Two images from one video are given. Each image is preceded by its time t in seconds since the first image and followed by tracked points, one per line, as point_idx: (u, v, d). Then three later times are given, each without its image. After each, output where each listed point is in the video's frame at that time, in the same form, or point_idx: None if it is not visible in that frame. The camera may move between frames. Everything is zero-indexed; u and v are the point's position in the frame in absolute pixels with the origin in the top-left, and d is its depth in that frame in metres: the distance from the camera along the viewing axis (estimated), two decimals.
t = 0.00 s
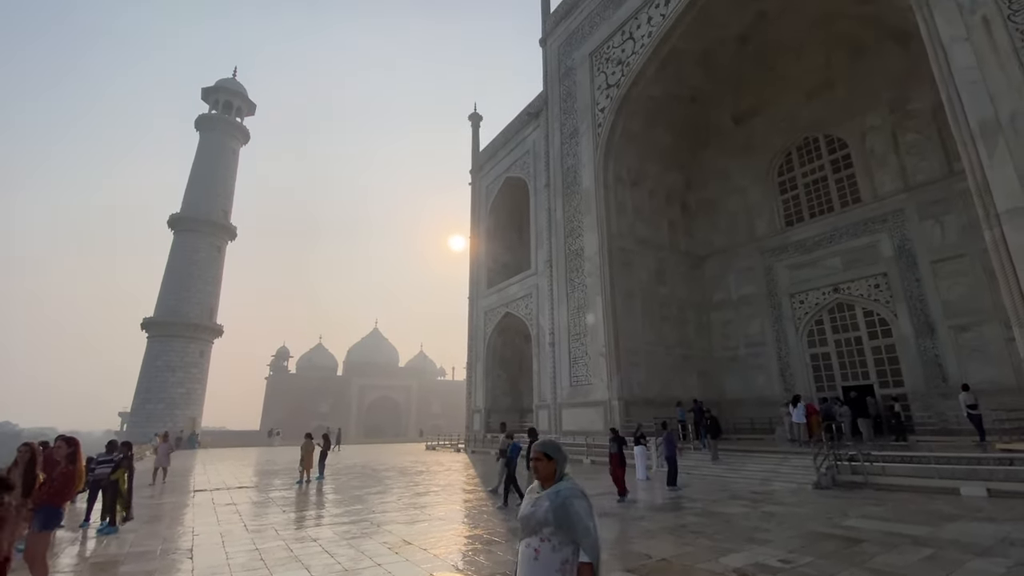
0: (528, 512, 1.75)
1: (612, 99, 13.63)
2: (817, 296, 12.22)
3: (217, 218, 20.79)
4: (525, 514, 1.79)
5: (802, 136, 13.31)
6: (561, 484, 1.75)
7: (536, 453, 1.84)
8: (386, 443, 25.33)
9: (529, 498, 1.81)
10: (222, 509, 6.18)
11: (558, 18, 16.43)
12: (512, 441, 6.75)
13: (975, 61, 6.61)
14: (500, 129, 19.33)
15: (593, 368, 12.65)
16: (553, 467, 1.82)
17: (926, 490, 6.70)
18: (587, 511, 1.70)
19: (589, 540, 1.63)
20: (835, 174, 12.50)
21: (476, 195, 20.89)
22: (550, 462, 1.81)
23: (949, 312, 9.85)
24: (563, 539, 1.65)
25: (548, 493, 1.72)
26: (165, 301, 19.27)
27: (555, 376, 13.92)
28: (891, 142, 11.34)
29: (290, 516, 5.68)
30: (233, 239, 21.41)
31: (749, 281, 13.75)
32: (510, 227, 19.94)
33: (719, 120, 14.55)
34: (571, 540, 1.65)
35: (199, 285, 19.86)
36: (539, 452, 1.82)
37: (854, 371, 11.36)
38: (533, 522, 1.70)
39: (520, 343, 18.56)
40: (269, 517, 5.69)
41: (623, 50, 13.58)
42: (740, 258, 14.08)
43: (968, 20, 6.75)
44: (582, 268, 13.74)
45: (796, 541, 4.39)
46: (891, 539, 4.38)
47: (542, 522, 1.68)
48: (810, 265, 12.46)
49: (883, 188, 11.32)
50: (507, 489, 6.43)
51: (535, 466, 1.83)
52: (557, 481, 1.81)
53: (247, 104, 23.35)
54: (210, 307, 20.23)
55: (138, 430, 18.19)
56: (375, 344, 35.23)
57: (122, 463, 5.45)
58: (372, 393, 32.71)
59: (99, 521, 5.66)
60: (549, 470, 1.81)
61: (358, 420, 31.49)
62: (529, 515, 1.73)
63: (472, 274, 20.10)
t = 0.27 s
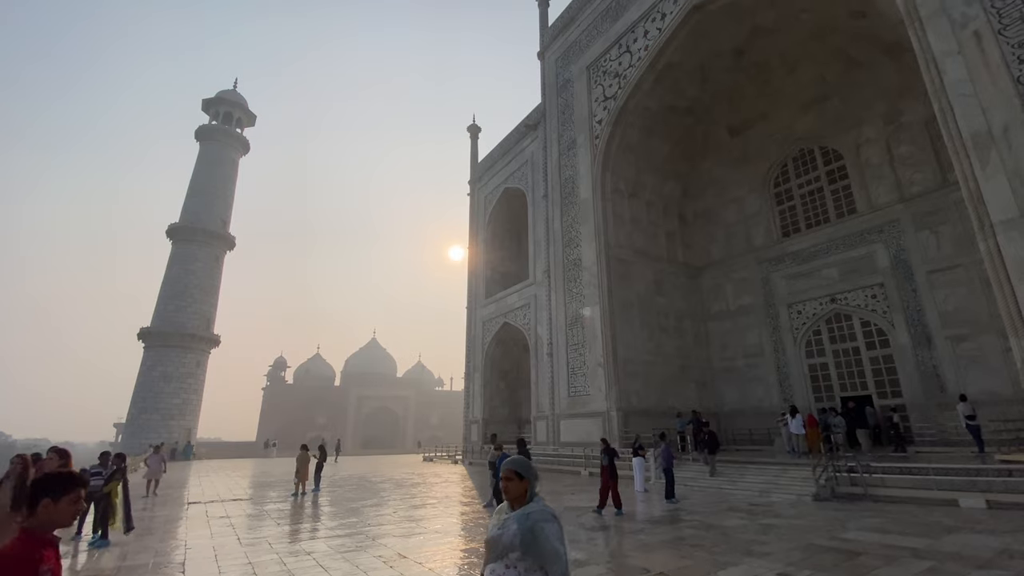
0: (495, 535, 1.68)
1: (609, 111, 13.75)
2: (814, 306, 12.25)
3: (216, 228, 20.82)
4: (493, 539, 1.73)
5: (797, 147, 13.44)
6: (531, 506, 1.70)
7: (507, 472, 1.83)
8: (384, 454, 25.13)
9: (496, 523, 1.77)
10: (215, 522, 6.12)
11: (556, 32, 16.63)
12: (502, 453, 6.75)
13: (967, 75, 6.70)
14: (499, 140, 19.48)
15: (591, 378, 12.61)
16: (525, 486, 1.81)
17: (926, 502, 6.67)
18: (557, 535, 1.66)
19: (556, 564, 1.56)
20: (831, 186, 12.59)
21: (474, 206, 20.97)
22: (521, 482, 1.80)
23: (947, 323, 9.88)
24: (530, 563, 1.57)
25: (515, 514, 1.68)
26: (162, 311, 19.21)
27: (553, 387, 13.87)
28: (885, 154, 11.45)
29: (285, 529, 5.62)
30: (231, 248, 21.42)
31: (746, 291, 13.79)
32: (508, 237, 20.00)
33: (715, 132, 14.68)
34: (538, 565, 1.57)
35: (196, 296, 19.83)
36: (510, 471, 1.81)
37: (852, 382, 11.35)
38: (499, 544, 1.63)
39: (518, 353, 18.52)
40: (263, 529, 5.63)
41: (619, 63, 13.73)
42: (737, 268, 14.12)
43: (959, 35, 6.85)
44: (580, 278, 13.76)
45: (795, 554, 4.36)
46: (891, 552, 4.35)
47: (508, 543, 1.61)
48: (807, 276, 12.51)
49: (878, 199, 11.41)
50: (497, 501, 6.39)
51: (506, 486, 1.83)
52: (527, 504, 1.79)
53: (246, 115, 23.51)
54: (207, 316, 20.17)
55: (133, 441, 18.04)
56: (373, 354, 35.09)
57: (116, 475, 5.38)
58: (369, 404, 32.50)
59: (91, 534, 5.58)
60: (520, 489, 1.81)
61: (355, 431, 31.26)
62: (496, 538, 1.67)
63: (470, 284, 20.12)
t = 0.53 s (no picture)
0: (464, 552, 1.61)
1: (607, 120, 13.84)
2: (812, 314, 12.27)
3: (215, 236, 20.83)
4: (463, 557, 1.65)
5: (794, 156, 13.53)
6: (506, 525, 1.63)
7: (481, 487, 1.77)
8: (382, 463, 24.96)
9: (468, 541, 1.68)
10: (210, 533, 6.07)
11: (554, 42, 16.79)
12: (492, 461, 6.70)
13: (960, 85, 6.76)
14: (498, 149, 19.58)
15: (590, 386, 12.57)
16: (498, 503, 1.74)
17: (925, 511, 6.64)
18: (531, 558, 1.57)
19: None
20: (827, 194, 12.66)
21: (473, 214, 21.04)
22: (496, 498, 1.73)
23: (944, 331, 9.89)
24: None
25: (488, 533, 1.61)
26: (159, 319, 19.16)
27: (552, 395, 13.83)
28: (881, 163, 11.54)
29: (280, 540, 5.59)
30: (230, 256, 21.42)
31: (744, 299, 13.81)
32: (507, 245, 20.04)
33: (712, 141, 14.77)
34: None
35: (195, 303, 19.81)
36: (484, 486, 1.75)
37: (851, 390, 11.33)
38: (468, 563, 1.56)
39: (517, 361, 18.48)
40: (258, 540, 5.58)
41: (617, 73, 13.85)
42: (735, 276, 14.15)
43: (951, 46, 6.93)
44: (578, 286, 13.77)
45: (793, 564, 4.34)
46: (889, 562, 4.34)
47: (478, 563, 1.53)
48: (805, 284, 12.54)
49: (875, 207, 11.47)
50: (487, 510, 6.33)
51: (480, 501, 1.76)
52: (501, 522, 1.72)
53: (246, 123, 23.62)
54: (205, 324, 20.12)
55: (129, 450, 17.94)
56: (371, 362, 34.96)
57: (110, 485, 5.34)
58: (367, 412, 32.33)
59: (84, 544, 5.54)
60: (494, 506, 1.73)
61: (353, 440, 31.07)
62: (466, 556, 1.60)
63: (469, 292, 20.14)
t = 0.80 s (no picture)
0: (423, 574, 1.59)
1: (604, 129, 13.93)
2: (810, 322, 12.27)
3: (213, 244, 20.82)
4: None
5: (790, 165, 13.61)
6: (464, 543, 1.61)
7: (436, 503, 1.73)
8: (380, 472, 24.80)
9: (424, 559, 1.65)
10: (204, 544, 6.02)
11: (552, 53, 16.94)
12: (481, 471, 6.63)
13: (953, 95, 6.83)
14: (496, 157, 19.67)
15: (588, 395, 12.54)
16: (453, 520, 1.70)
17: (924, 521, 6.61)
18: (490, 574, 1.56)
19: None
20: (824, 203, 12.72)
21: (471, 222, 21.10)
22: (451, 515, 1.70)
23: (942, 338, 9.90)
24: None
25: (447, 553, 1.58)
26: (157, 327, 19.11)
27: (550, 403, 13.79)
28: (877, 171, 11.61)
29: (275, 551, 5.55)
30: (228, 264, 21.39)
31: (742, 307, 13.82)
32: (505, 253, 20.06)
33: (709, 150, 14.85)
34: None
35: (192, 311, 19.77)
36: (438, 502, 1.71)
37: (849, 398, 11.31)
38: None
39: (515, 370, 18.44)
40: (252, 551, 5.53)
41: (614, 83, 13.96)
42: (733, 284, 14.17)
43: (944, 56, 7.01)
44: (576, 294, 13.77)
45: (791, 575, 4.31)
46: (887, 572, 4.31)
47: None
48: (802, 292, 12.57)
49: (871, 216, 11.52)
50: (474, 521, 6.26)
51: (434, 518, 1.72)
52: (458, 538, 1.69)
53: (246, 132, 23.70)
54: (202, 332, 20.05)
55: (124, 459, 17.82)
56: (369, 370, 34.81)
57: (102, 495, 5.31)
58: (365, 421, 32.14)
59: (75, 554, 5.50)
60: (448, 523, 1.69)
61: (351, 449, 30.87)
62: None
63: (467, 300, 20.14)
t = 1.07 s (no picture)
0: None
1: (602, 137, 14.00)
2: (807, 329, 12.28)
3: (211, 250, 20.79)
4: None
5: (787, 172, 13.68)
6: (410, 559, 1.54)
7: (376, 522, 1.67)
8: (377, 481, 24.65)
9: None
10: (197, 554, 5.96)
11: (549, 61, 17.05)
12: (468, 479, 6.51)
13: (947, 104, 6.88)
14: (495, 165, 19.73)
15: (586, 402, 12.50)
16: (393, 539, 1.63)
17: (923, 529, 6.57)
18: None
19: None
20: (821, 210, 12.77)
21: (470, 229, 21.12)
22: (392, 532, 1.64)
23: (939, 346, 9.90)
24: None
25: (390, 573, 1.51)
26: (154, 335, 19.04)
27: (548, 410, 13.74)
28: (872, 179, 11.68)
29: (269, 561, 5.50)
30: (226, 271, 21.34)
31: (739, 314, 13.83)
32: (503, 260, 20.06)
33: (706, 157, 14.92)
34: None
35: (190, 319, 19.71)
36: (377, 521, 1.65)
37: (847, 406, 11.29)
38: None
39: (512, 377, 18.38)
40: (246, 561, 5.47)
41: (611, 91, 14.04)
42: (730, 291, 14.18)
43: (938, 65, 7.06)
44: (574, 301, 13.77)
45: None
46: None
47: None
48: (799, 299, 12.59)
49: (867, 223, 11.57)
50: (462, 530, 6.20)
51: (373, 538, 1.66)
52: (402, 555, 1.63)
53: (245, 139, 23.73)
54: (199, 340, 19.98)
55: (120, 467, 17.70)
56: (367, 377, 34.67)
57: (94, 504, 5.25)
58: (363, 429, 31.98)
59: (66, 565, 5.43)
60: (386, 542, 1.63)
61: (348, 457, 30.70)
62: None
63: (465, 307, 20.12)
